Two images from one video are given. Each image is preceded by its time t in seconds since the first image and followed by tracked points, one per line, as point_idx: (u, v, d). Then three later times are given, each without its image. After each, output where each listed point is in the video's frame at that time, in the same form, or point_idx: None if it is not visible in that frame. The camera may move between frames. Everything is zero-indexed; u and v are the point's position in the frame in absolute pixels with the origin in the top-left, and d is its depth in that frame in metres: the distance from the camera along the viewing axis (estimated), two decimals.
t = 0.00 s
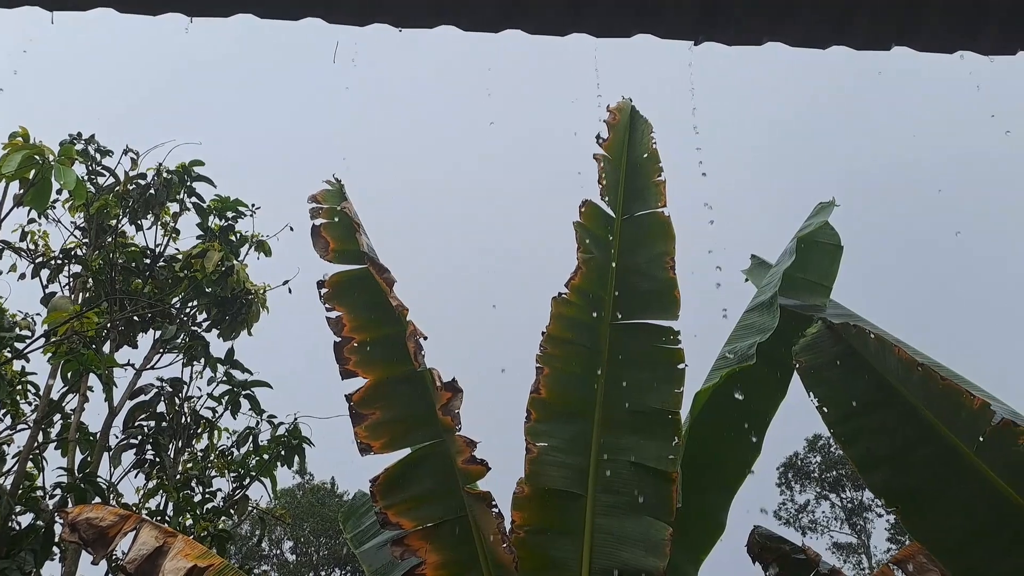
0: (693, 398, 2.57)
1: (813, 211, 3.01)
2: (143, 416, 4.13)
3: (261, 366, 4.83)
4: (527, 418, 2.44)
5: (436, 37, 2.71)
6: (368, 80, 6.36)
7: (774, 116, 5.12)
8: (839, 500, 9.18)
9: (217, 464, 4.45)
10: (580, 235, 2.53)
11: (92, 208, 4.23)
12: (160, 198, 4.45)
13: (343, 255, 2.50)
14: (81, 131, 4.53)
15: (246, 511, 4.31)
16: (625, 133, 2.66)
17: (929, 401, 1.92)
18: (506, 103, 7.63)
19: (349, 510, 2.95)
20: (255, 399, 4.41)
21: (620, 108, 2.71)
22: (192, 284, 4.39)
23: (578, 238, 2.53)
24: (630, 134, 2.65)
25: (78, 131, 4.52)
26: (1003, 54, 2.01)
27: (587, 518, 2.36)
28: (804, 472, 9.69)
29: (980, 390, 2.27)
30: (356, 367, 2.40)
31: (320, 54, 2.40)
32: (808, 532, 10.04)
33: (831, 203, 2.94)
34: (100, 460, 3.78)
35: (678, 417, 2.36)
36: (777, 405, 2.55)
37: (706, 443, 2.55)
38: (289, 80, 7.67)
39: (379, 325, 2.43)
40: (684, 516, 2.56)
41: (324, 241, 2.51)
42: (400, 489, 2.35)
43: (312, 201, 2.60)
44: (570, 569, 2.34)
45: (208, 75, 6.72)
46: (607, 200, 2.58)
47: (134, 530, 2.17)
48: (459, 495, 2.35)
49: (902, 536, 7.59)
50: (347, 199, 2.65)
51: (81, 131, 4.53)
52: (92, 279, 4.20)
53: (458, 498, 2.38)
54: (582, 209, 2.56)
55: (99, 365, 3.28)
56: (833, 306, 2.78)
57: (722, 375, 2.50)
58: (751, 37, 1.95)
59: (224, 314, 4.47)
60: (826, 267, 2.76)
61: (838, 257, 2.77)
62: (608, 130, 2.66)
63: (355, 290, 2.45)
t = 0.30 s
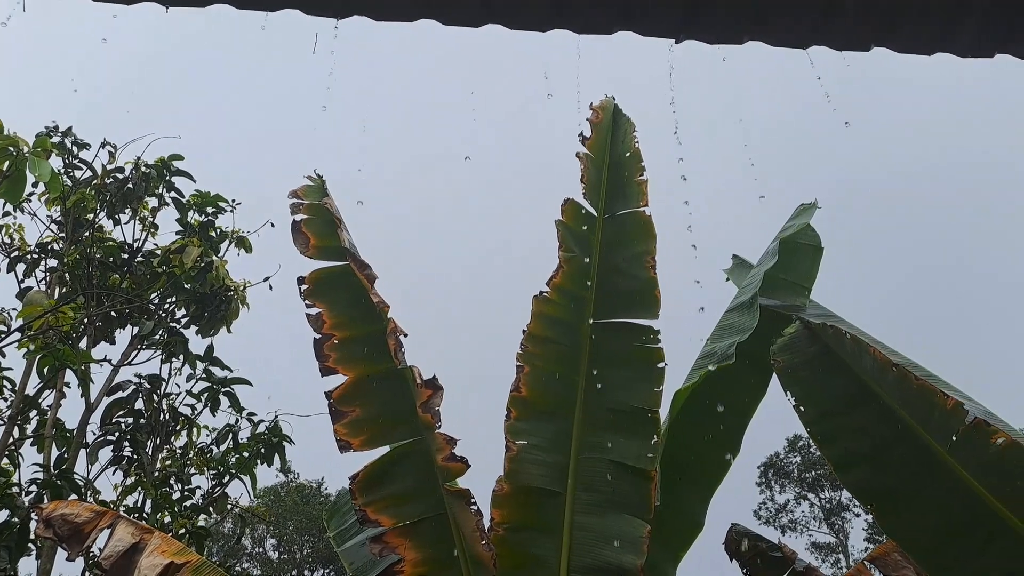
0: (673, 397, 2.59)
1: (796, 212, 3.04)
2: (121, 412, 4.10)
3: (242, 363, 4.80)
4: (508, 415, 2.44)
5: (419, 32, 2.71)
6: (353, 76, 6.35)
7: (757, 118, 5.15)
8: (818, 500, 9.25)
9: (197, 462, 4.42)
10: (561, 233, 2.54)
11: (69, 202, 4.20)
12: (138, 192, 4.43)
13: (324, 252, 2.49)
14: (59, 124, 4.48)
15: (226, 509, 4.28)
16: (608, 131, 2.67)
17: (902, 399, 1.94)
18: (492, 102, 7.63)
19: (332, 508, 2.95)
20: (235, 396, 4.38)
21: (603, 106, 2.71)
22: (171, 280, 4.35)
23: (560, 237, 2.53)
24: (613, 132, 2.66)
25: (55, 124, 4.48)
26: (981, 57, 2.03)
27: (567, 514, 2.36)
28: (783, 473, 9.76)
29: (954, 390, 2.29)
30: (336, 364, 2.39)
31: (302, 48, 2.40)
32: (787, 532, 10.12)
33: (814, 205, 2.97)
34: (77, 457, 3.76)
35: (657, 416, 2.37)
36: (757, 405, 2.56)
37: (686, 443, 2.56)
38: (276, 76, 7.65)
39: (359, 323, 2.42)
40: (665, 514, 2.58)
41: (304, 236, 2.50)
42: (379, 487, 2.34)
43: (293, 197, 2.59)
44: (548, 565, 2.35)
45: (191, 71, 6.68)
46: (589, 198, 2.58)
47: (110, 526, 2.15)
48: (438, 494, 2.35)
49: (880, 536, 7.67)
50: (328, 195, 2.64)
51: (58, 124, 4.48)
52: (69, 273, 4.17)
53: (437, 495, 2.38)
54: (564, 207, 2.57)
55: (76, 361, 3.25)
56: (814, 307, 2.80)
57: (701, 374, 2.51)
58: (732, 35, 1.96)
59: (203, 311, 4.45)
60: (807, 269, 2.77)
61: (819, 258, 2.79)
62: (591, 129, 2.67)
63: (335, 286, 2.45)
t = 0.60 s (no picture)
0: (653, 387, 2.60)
1: (776, 203, 3.05)
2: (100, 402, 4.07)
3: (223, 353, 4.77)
4: (489, 406, 2.44)
5: (399, 20, 2.69)
6: (338, 65, 6.32)
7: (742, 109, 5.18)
8: (798, 491, 9.35)
9: (177, 452, 4.39)
10: (542, 224, 2.54)
11: (45, 190, 4.15)
12: (116, 181, 4.39)
13: (304, 241, 2.49)
14: (35, 111, 4.43)
15: (207, 499, 4.26)
16: (590, 122, 2.67)
17: (878, 388, 1.96)
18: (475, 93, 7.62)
19: (316, 497, 2.94)
20: (216, 387, 4.35)
21: (585, 96, 2.72)
22: (150, 269, 4.32)
23: (541, 228, 2.54)
24: (595, 123, 2.66)
25: (31, 111, 4.43)
26: (957, 50, 2.05)
27: (547, 504, 2.36)
28: (764, 464, 9.85)
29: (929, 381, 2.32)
30: (316, 354, 2.38)
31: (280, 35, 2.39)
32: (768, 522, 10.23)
33: (794, 196, 2.98)
34: (55, 447, 3.74)
35: (638, 406, 2.39)
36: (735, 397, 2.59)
37: (666, 434, 2.57)
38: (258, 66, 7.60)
39: (340, 313, 2.42)
40: (645, 504, 2.59)
41: (284, 225, 2.49)
42: (359, 477, 2.34)
43: (272, 185, 2.58)
44: (528, 556, 2.33)
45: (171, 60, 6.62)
46: (571, 189, 2.59)
47: (88, 516, 2.14)
48: (419, 484, 2.35)
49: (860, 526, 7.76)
50: (308, 184, 2.63)
51: (35, 111, 4.43)
52: (46, 262, 4.13)
53: (418, 486, 2.38)
54: (546, 197, 2.57)
55: (53, 351, 3.23)
56: (793, 298, 2.82)
57: (681, 365, 2.53)
58: (712, 26, 1.96)
59: (182, 301, 4.42)
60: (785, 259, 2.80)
61: (798, 250, 2.80)
62: (573, 119, 2.67)
63: (316, 276, 2.44)
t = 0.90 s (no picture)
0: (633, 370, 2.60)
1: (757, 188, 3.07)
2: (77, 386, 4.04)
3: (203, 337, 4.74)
4: (469, 390, 2.44)
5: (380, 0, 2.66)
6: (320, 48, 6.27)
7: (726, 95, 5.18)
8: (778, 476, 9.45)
9: (156, 437, 4.36)
10: (524, 208, 2.54)
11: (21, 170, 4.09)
12: (93, 162, 4.33)
13: (284, 223, 2.47)
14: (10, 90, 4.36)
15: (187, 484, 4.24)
16: (572, 105, 2.66)
17: (857, 372, 1.96)
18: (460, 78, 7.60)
19: (297, 481, 2.94)
20: (195, 371, 4.32)
21: (568, 79, 2.70)
22: (127, 251, 4.27)
23: (524, 211, 2.53)
24: (577, 106, 2.65)
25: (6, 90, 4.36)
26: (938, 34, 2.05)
27: (528, 487, 2.36)
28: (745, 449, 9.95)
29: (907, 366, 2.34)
30: (296, 337, 2.36)
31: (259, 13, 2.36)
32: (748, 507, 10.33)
33: (775, 180, 3.01)
34: (32, 431, 3.70)
35: (618, 391, 2.40)
36: (714, 382, 2.62)
37: (645, 418, 2.59)
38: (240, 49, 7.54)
39: (320, 296, 2.40)
40: (624, 487, 2.59)
41: (264, 206, 2.47)
42: (340, 461, 2.33)
43: (252, 166, 2.55)
44: (507, 539, 2.33)
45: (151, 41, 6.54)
46: (554, 172, 2.58)
47: (65, 499, 2.13)
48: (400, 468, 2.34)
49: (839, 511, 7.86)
50: (288, 165, 2.60)
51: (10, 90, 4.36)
52: (22, 244, 4.08)
53: (399, 470, 2.37)
54: (528, 181, 2.56)
55: (28, 334, 3.19)
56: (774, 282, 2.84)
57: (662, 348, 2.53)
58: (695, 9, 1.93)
59: (161, 284, 4.38)
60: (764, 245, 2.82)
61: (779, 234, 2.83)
62: (556, 102, 2.66)
63: (296, 259, 2.43)
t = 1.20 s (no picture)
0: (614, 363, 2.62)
1: (738, 180, 3.09)
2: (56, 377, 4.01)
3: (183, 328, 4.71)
4: (450, 381, 2.43)
5: None
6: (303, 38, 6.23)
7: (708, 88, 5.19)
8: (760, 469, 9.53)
9: (136, 429, 4.34)
10: (507, 199, 2.53)
11: None
12: (72, 151, 4.29)
13: (264, 213, 2.45)
14: None
15: (167, 476, 4.22)
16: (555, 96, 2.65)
17: (834, 365, 1.98)
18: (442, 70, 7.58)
19: (277, 473, 2.93)
20: (175, 362, 4.30)
21: (551, 70, 2.69)
22: (107, 241, 4.25)
23: (506, 202, 2.53)
24: (560, 97, 2.64)
25: None
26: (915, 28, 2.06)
27: (508, 479, 2.36)
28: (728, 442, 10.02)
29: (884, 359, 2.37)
30: (276, 328, 2.35)
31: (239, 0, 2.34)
32: (730, 499, 10.41)
33: (756, 173, 3.03)
34: (9, 422, 3.67)
35: (599, 383, 2.40)
36: (694, 374, 2.64)
37: (625, 410, 2.60)
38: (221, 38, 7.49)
39: (301, 286, 2.39)
40: (605, 478, 2.60)
41: (244, 196, 2.45)
42: (320, 452, 2.32)
43: (232, 155, 2.53)
44: (488, 531, 2.32)
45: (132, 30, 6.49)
46: (536, 164, 2.57)
47: (41, 490, 2.11)
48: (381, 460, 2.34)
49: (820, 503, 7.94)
50: (268, 154, 2.59)
51: None
52: None
53: (380, 461, 2.36)
54: (511, 172, 2.55)
55: (5, 325, 3.16)
56: (753, 275, 2.87)
57: (643, 340, 2.55)
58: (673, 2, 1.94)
59: (140, 274, 4.34)
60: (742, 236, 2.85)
61: (759, 227, 2.85)
62: (539, 93, 2.65)
63: (276, 249, 2.41)
